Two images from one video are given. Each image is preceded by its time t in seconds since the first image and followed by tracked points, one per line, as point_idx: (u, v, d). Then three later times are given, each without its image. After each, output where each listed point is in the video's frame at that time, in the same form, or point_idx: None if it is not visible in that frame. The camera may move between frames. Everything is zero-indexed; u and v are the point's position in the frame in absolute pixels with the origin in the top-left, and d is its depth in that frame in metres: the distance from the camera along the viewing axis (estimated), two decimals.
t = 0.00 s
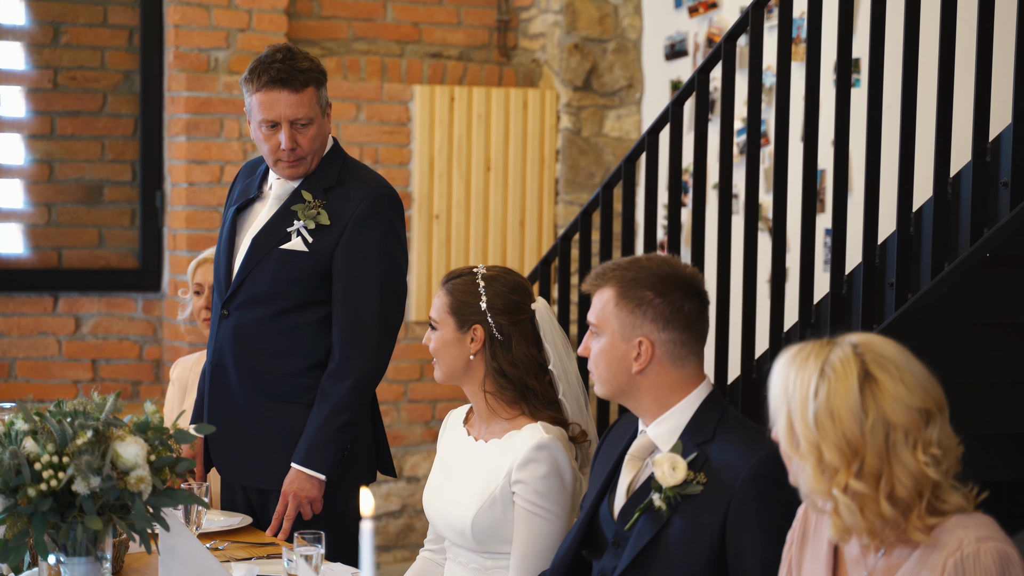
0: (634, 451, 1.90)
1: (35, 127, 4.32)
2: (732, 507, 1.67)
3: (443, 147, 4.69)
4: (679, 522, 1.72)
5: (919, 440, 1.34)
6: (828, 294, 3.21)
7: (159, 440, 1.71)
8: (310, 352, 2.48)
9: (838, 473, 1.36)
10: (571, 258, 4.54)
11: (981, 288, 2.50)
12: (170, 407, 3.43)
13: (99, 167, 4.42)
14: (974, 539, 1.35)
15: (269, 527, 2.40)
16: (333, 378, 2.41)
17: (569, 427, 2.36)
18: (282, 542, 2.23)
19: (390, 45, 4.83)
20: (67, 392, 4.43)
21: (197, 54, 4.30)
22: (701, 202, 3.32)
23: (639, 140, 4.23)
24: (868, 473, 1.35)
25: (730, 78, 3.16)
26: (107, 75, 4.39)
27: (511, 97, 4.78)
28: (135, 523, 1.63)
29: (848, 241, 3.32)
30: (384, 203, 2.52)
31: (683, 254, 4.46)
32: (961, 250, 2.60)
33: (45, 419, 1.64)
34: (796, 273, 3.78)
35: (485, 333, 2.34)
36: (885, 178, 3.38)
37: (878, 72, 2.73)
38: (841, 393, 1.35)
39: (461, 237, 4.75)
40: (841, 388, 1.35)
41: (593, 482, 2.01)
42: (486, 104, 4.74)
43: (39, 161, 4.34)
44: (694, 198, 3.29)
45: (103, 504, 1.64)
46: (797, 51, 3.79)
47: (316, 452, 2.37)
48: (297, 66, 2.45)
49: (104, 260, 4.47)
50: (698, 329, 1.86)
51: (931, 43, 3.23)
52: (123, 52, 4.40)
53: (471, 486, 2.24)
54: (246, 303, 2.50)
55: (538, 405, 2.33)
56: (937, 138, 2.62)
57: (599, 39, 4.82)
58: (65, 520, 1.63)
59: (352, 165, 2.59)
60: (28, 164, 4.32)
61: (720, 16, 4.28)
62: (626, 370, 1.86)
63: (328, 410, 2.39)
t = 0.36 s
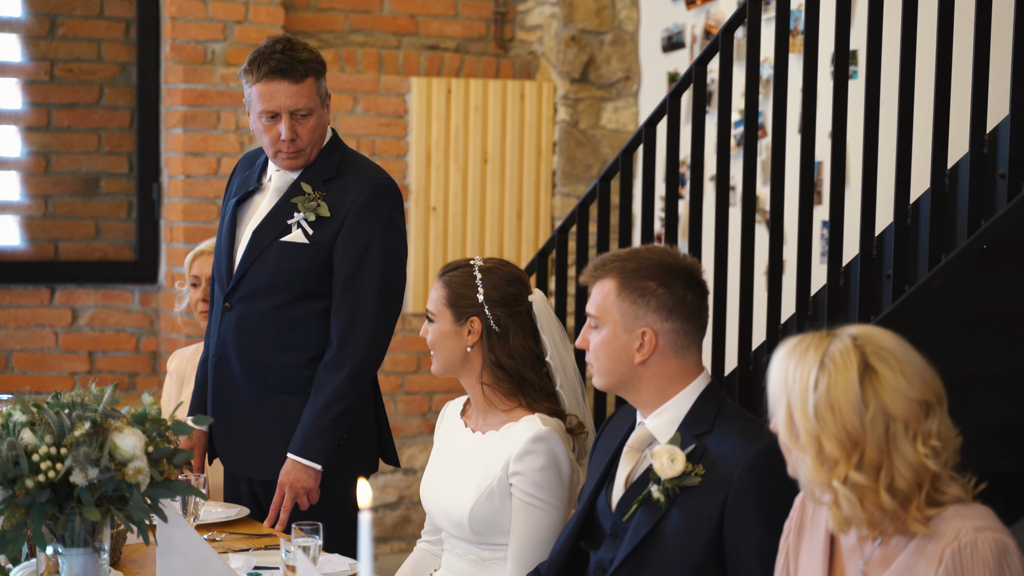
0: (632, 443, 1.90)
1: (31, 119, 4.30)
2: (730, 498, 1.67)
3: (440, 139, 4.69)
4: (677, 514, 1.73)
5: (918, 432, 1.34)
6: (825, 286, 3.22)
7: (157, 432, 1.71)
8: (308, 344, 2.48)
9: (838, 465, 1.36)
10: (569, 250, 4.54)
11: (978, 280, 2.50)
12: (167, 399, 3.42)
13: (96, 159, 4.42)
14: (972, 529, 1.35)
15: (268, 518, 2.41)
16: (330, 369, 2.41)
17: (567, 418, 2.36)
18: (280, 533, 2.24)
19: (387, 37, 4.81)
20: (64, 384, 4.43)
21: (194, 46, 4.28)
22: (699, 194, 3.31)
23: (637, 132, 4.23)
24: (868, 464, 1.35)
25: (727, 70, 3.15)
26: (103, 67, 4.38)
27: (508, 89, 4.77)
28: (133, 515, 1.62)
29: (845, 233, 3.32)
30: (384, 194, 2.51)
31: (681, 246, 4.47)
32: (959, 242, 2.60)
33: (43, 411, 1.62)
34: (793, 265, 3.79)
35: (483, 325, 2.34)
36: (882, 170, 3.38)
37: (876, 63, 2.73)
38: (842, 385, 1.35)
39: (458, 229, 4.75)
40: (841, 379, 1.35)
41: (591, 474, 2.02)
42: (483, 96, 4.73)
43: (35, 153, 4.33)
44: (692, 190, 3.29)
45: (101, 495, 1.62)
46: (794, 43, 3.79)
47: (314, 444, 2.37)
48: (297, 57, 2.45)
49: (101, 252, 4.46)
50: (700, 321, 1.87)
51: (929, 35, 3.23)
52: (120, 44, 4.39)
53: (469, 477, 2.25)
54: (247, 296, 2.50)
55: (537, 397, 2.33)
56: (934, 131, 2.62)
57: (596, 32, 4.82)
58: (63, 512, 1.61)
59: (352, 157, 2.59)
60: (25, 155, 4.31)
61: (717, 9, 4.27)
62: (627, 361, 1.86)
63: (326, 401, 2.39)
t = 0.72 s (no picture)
0: (629, 436, 1.90)
1: (27, 111, 4.30)
2: (727, 490, 1.68)
3: (436, 131, 4.68)
4: (674, 507, 1.73)
5: (917, 423, 1.35)
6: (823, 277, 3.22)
7: (154, 424, 1.70)
8: (307, 336, 2.48)
9: (837, 457, 1.36)
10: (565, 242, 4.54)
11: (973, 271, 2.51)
12: (165, 391, 3.42)
13: (92, 151, 4.40)
14: (970, 521, 1.35)
15: (264, 510, 2.41)
16: (327, 361, 2.41)
17: (564, 411, 2.36)
18: (276, 525, 2.24)
19: (383, 28, 4.79)
20: (60, 376, 4.43)
21: (190, 37, 4.27)
22: (696, 185, 3.31)
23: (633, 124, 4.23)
24: (867, 456, 1.35)
25: (724, 62, 3.15)
26: (99, 58, 4.37)
27: (504, 81, 4.76)
28: (131, 506, 1.61)
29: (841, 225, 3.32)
30: (383, 185, 2.51)
31: (677, 238, 4.47)
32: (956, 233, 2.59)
33: (40, 403, 1.61)
34: (789, 257, 3.79)
35: (480, 317, 2.34)
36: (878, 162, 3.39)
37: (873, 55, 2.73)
38: (841, 377, 1.35)
39: (454, 220, 4.74)
40: (840, 372, 1.35)
41: (589, 466, 2.02)
42: (479, 87, 4.72)
43: (31, 144, 4.32)
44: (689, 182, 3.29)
45: (98, 487, 1.61)
46: (791, 35, 3.78)
47: (311, 436, 2.37)
48: (296, 48, 2.44)
49: (97, 244, 4.45)
50: (698, 312, 1.87)
51: (926, 26, 3.22)
52: (116, 36, 4.37)
53: (466, 469, 2.25)
54: (246, 287, 2.50)
55: (534, 388, 2.33)
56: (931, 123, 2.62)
57: (592, 23, 4.81)
58: (60, 504, 1.60)
59: (352, 148, 2.59)
60: (21, 147, 4.31)
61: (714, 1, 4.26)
62: (627, 352, 1.86)
63: (323, 393, 2.39)
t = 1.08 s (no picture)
0: (629, 429, 1.90)
1: (24, 104, 4.29)
2: (727, 483, 1.68)
3: (434, 124, 4.67)
4: (673, 500, 1.74)
5: (917, 415, 1.35)
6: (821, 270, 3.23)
7: (154, 417, 1.69)
8: (306, 329, 2.48)
9: (836, 449, 1.36)
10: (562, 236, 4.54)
11: (972, 265, 2.52)
12: (162, 384, 3.42)
13: (89, 144, 4.39)
14: (969, 515, 1.36)
15: (263, 503, 2.42)
16: (326, 355, 2.41)
17: (562, 404, 2.36)
18: (276, 518, 2.24)
19: (380, 22, 4.79)
20: (57, 369, 4.42)
21: (187, 31, 4.26)
22: (693, 178, 3.31)
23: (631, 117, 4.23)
24: (867, 447, 1.35)
25: (722, 56, 3.14)
26: (96, 51, 4.35)
27: (501, 74, 4.76)
28: (130, 500, 1.61)
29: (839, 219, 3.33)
30: (380, 178, 2.51)
31: (674, 231, 4.47)
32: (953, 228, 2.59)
33: (40, 396, 1.61)
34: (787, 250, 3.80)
35: (479, 310, 2.34)
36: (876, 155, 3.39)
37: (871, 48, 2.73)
38: (840, 368, 1.35)
39: (451, 214, 4.74)
40: (839, 364, 1.36)
41: (588, 460, 2.02)
42: (477, 81, 4.72)
43: (28, 138, 4.31)
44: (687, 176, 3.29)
45: (98, 480, 1.61)
46: (788, 28, 3.79)
47: (310, 429, 2.37)
48: (292, 43, 2.43)
49: (94, 237, 4.45)
50: (697, 305, 1.88)
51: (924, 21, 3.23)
52: (113, 29, 4.36)
53: (464, 462, 2.25)
54: (244, 281, 2.50)
55: (532, 381, 2.34)
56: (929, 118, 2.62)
57: (589, 17, 4.81)
58: (60, 497, 1.60)
59: (349, 141, 2.58)
60: (18, 140, 4.30)
61: None
62: (627, 345, 1.86)
63: (321, 387, 2.39)
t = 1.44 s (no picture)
0: (628, 422, 1.91)
1: (21, 96, 4.28)
2: (726, 475, 1.68)
3: (431, 118, 4.67)
4: (672, 492, 1.74)
5: (934, 400, 1.36)
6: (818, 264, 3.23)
7: (153, 409, 1.69)
8: (303, 322, 2.48)
9: (854, 429, 1.37)
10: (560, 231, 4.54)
11: (969, 258, 2.53)
12: (160, 375, 3.43)
13: (86, 137, 4.39)
14: (968, 510, 1.36)
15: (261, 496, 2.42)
16: (324, 347, 2.41)
17: (559, 398, 2.37)
18: (274, 512, 2.24)
19: (378, 15, 4.68)
20: (54, 361, 4.42)
21: (184, 24, 4.26)
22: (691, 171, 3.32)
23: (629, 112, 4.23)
24: (884, 429, 1.36)
25: (721, 50, 3.14)
26: (94, 44, 4.34)
27: (499, 68, 4.76)
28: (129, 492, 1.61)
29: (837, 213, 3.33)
30: (376, 171, 2.51)
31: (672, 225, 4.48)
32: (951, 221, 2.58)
33: (39, 388, 1.61)
34: (785, 245, 3.80)
35: (473, 304, 2.34)
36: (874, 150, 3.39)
37: (869, 44, 2.73)
38: (862, 350, 1.36)
39: (449, 207, 4.74)
40: (862, 345, 1.36)
41: (586, 452, 2.02)
42: (474, 75, 4.72)
43: (26, 130, 4.30)
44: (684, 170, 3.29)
45: (97, 472, 1.61)
46: (786, 23, 3.79)
47: (308, 422, 2.37)
48: (286, 39, 2.42)
49: (91, 230, 4.44)
50: (694, 299, 1.88)
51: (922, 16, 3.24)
52: (111, 22, 4.35)
53: (461, 454, 2.25)
54: (240, 275, 2.49)
55: (528, 374, 2.34)
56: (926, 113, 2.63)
57: (587, 11, 4.80)
58: (59, 489, 1.60)
59: (345, 134, 2.58)
60: (15, 132, 4.29)
61: None
62: (626, 338, 1.87)
63: (318, 380, 2.39)
